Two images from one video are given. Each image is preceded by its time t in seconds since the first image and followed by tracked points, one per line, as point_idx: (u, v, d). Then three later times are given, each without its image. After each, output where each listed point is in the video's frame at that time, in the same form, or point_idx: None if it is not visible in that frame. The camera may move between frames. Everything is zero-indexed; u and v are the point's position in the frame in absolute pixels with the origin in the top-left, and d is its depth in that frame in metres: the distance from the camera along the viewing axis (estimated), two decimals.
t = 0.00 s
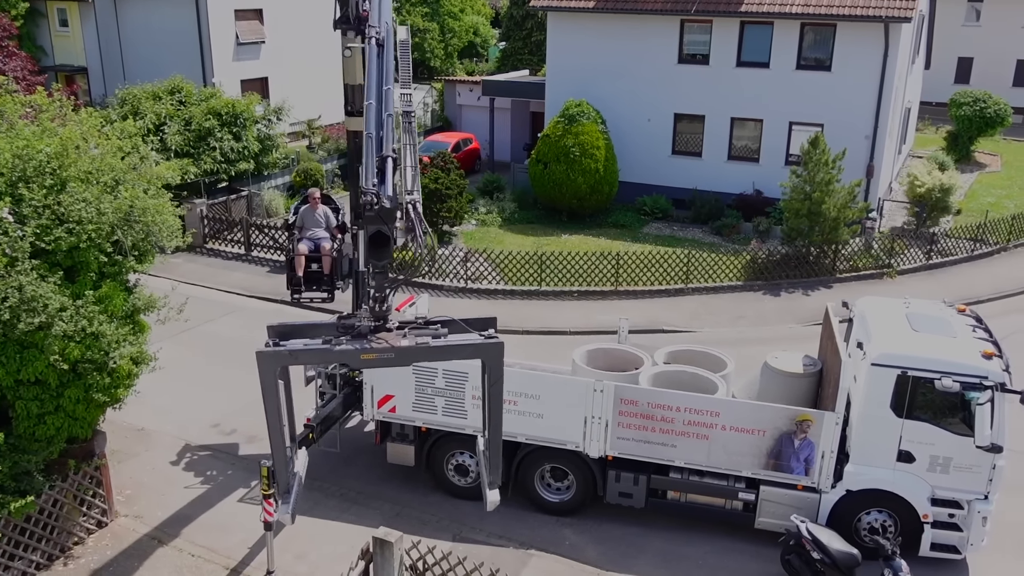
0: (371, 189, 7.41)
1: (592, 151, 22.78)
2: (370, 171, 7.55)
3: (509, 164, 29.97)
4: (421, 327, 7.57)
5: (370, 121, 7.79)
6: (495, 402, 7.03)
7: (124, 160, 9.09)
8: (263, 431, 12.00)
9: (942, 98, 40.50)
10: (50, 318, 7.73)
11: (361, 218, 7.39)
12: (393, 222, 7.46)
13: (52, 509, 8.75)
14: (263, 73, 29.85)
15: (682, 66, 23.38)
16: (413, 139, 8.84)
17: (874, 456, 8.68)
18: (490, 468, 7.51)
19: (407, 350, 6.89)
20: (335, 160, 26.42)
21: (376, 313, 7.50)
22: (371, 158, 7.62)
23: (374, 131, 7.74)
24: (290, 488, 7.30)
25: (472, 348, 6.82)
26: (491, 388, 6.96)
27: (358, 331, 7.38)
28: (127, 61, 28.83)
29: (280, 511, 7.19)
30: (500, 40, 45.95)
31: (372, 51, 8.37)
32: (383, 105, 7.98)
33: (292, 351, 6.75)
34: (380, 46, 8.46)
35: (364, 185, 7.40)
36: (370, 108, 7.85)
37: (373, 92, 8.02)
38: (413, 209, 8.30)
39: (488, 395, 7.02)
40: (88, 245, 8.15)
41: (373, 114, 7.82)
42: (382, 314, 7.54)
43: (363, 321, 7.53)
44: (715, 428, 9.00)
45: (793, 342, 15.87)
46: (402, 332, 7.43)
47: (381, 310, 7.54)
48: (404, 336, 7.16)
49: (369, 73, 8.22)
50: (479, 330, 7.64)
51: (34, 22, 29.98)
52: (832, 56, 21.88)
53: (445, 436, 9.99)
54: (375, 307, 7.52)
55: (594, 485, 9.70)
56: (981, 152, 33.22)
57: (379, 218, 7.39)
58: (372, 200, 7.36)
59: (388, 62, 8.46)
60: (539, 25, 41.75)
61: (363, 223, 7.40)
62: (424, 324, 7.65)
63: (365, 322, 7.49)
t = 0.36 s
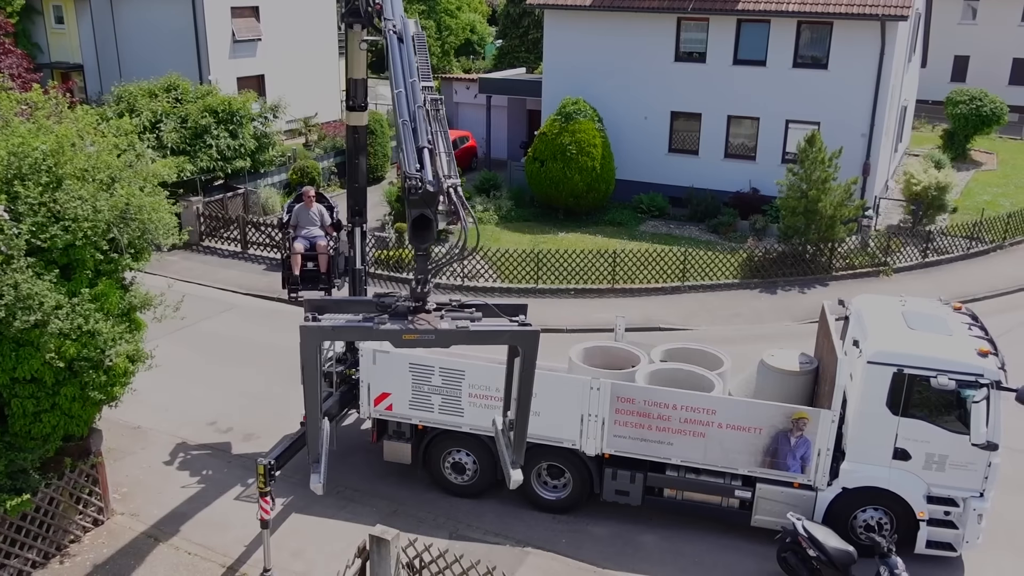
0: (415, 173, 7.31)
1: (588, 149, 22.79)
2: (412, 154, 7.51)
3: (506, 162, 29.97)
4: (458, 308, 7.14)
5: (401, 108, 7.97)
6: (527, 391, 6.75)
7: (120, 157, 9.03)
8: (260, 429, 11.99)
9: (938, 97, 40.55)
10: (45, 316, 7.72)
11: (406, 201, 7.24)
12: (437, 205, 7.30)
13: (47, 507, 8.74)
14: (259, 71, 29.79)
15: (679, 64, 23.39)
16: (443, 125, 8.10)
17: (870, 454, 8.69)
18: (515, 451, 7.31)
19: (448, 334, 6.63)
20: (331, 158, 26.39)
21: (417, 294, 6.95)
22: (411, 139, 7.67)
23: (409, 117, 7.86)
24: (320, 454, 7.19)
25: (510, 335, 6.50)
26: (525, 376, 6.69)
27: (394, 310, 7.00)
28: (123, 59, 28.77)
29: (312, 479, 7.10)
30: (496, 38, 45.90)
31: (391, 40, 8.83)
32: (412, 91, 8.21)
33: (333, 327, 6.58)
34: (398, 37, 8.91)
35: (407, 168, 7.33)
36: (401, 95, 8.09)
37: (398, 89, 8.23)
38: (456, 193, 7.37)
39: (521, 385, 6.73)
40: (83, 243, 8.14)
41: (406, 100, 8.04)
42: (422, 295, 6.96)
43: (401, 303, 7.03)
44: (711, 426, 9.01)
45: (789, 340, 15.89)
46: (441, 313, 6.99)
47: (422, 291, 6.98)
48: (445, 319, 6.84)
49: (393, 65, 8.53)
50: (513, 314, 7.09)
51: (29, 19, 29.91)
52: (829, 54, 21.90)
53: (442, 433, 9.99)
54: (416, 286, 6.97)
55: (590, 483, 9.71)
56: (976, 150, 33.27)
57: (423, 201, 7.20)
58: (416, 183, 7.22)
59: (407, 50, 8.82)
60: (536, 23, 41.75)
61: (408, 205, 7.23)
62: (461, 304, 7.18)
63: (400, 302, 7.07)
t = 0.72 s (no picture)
0: (451, 153, 6.97)
1: (585, 147, 22.78)
2: (446, 134, 7.15)
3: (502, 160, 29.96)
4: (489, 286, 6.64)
5: (426, 91, 7.57)
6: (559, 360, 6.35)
7: (115, 155, 9.00)
8: (256, 427, 11.98)
9: (934, 95, 40.61)
10: (41, 314, 7.71)
11: (440, 179, 6.89)
12: (473, 182, 6.96)
13: (43, 505, 8.72)
14: (255, 69, 29.74)
15: (675, 62, 23.38)
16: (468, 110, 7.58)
17: (865, 451, 8.71)
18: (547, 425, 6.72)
19: (485, 308, 6.18)
20: (328, 156, 26.35)
21: (450, 270, 6.45)
22: (442, 121, 7.27)
23: (434, 99, 7.48)
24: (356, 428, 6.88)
25: (544, 309, 6.09)
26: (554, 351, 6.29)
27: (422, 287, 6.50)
28: (118, 56, 28.71)
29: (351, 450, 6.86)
30: (493, 36, 45.86)
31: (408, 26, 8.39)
32: (438, 78, 7.75)
33: (370, 303, 6.12)
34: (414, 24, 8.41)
35: (442, 147, 7.02)
36: (426, 78, 7.68)
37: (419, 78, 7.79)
38: (491, 170, 6.99)
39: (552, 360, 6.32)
40: (79, 241, 8.13)
41: (432, 83, 7.63)
42: (456, 270, 6.46)
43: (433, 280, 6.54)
44: (707, 424, 9.02)
45: (786, 338, 15.91)
46: (474, 288, 6.52)
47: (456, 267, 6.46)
48: (479, 294, 6.42)
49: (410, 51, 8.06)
50: (541, 291, 6.65)
51: (25, 16, 29.84)
52: (825, 52, 21.92)
53: (439, 431, 10.00)
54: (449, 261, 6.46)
55: (586, 481, 9.71)
56: (972, 148, 33.32)
57: (458, 178, 6.85)
58: (452, 163, 6.88)
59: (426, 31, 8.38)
60: (532, 21, 41.74)
61: (443, 184, 6.86)
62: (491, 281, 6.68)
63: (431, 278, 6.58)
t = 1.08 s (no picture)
0: (484, 135, 6.67)
1: (581, 146, 22.79)
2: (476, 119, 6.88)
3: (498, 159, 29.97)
4: (519, 266, 6.49)
5: (449, 81, 7.33)
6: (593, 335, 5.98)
7: (111, 154, 8.97)
8: (252, 426, 11.97)
9: (930, 94, 40.71)
10: (37, 313, 7.69)
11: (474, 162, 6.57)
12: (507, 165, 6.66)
13: (39, 505, 8.70)
14: (251, 67, 29.69)
15: (671, 61, 23.39)
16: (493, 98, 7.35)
17: (861, 449, 8.73)
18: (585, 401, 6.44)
19: (521, 286, 5.98)
20: (324, 155, 26.31)
21: (483, 251, 6.22)
22: (469, 109, 7.02)
23: (459, 88, 7.23)
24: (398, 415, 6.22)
25: (576, 284, 5.87)
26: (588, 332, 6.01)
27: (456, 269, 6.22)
28: (114, 55, 28.65)
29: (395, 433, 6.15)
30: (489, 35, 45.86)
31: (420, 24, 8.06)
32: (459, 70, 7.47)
33: (409, 285, 5.87)
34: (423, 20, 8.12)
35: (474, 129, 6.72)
36: (448, 68, 7.44)
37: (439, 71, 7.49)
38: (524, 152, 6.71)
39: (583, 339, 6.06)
40: (75, 240, 8.11)
41: (454, 71, 7.40)
42: (489, 251, 6.21)
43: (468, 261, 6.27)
44: (704, 423, 9.03)
45: (782, 337, 15.93)
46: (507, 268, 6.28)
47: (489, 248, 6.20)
48: (514, 273, 6.17)
49: (426, 44, 7.82)
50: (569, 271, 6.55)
51: (20, 14, 29.75)
52: (821, 51, 21.95)
53: (435, 431, 9.99)
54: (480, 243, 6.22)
55: (583, 480, 9.72)
56: (968, 147, 33.39)
57: (492, 161, 6.54)
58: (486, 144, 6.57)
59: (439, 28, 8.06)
60: (529, 20, 41.77)
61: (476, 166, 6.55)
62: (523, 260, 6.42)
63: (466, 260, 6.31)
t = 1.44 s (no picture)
0: (516, 119, 6.81)
1: (578, 146, 22.79)
2: (506, 106, 7.01)
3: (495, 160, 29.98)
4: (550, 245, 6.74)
5: (471, 72, 7.43)
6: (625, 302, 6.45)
7: (107, 154, 8.96)
8: (249, 427, 11.96)
9: (926, 95, 40.80)
10: (33, 314, 7.68)
11: (507, 149, 6.71)
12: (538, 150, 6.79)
13: (35, 506, 8.69)
14: (247, 67, 29.65)
15: (668, 61, 23.41)
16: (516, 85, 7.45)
17: (857, 449, 8.74)
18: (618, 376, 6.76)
19: (556, 264, 6.33)
20: (321, 156, 26.28)
21: (515, 233, 6.53)
22: (495, 96, 7.14)
23: (483, 78, 7.33)
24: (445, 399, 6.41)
25: (608, 259, 6.32)
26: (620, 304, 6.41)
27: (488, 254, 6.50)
28: (110, 54, 28.59)
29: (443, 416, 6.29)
30: (486, 35, 45.84)
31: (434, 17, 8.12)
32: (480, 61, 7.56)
33: (447, 270, 6.16)
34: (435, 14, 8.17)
35: (507, 115, 6.86)
36: (471, 60, 7.53)
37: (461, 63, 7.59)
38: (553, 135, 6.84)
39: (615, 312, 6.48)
40: (71, 241, 8.10)
41: (474, 63, 7.50)
42: (521, 234, 6.55)
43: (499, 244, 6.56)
44: (700, 423, 9.04)
45: (779, 338, 15.95)
46: (539, 249, 6.61)
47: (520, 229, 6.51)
48: (546, 252, 6.50)
49: (443, 40, 7.91)
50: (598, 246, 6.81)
51: (16, 14, 29.67)
52: (817, 52, 21.97)
53: (432, 431, 9.99)
54: (514, 226, 6.57)
55: (580, 480, 9.72)
56: (964, 148, 33.47)
57: (524, 146, 6.68)
58: (519, 127, 6.70)
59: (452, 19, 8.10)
60: (525, 20, 41.78)
61: (508, 152, 6.70)
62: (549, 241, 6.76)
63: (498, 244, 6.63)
